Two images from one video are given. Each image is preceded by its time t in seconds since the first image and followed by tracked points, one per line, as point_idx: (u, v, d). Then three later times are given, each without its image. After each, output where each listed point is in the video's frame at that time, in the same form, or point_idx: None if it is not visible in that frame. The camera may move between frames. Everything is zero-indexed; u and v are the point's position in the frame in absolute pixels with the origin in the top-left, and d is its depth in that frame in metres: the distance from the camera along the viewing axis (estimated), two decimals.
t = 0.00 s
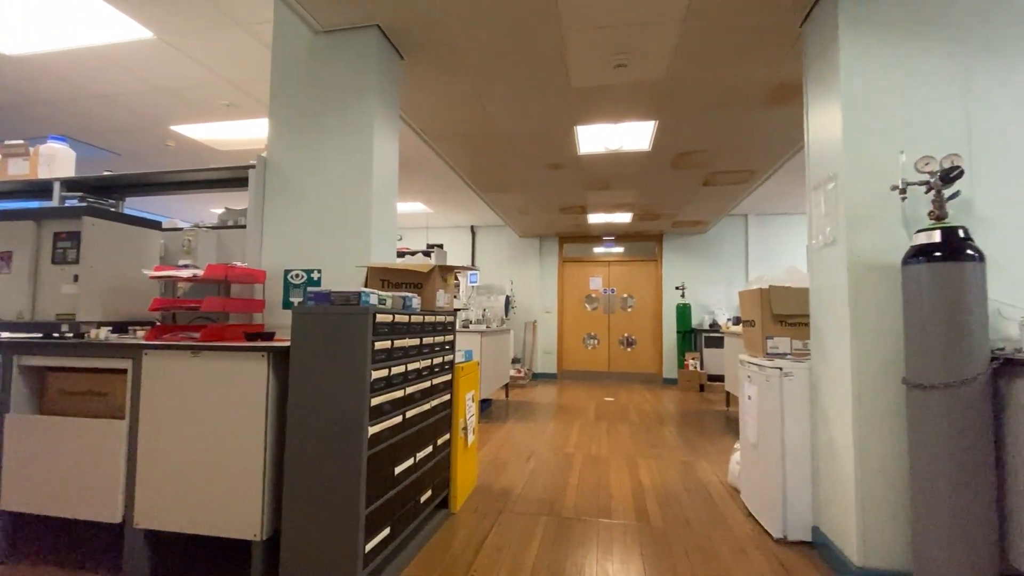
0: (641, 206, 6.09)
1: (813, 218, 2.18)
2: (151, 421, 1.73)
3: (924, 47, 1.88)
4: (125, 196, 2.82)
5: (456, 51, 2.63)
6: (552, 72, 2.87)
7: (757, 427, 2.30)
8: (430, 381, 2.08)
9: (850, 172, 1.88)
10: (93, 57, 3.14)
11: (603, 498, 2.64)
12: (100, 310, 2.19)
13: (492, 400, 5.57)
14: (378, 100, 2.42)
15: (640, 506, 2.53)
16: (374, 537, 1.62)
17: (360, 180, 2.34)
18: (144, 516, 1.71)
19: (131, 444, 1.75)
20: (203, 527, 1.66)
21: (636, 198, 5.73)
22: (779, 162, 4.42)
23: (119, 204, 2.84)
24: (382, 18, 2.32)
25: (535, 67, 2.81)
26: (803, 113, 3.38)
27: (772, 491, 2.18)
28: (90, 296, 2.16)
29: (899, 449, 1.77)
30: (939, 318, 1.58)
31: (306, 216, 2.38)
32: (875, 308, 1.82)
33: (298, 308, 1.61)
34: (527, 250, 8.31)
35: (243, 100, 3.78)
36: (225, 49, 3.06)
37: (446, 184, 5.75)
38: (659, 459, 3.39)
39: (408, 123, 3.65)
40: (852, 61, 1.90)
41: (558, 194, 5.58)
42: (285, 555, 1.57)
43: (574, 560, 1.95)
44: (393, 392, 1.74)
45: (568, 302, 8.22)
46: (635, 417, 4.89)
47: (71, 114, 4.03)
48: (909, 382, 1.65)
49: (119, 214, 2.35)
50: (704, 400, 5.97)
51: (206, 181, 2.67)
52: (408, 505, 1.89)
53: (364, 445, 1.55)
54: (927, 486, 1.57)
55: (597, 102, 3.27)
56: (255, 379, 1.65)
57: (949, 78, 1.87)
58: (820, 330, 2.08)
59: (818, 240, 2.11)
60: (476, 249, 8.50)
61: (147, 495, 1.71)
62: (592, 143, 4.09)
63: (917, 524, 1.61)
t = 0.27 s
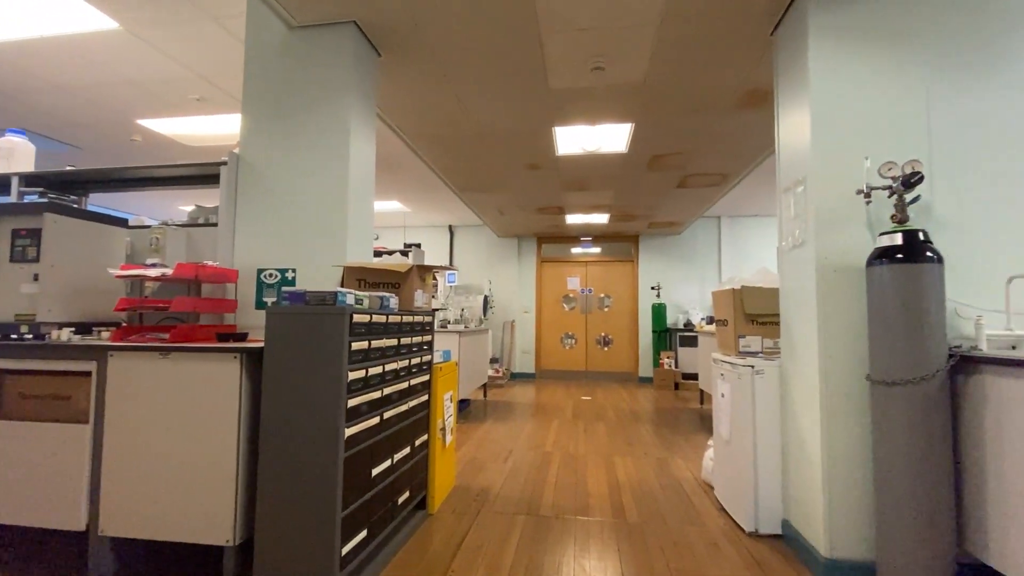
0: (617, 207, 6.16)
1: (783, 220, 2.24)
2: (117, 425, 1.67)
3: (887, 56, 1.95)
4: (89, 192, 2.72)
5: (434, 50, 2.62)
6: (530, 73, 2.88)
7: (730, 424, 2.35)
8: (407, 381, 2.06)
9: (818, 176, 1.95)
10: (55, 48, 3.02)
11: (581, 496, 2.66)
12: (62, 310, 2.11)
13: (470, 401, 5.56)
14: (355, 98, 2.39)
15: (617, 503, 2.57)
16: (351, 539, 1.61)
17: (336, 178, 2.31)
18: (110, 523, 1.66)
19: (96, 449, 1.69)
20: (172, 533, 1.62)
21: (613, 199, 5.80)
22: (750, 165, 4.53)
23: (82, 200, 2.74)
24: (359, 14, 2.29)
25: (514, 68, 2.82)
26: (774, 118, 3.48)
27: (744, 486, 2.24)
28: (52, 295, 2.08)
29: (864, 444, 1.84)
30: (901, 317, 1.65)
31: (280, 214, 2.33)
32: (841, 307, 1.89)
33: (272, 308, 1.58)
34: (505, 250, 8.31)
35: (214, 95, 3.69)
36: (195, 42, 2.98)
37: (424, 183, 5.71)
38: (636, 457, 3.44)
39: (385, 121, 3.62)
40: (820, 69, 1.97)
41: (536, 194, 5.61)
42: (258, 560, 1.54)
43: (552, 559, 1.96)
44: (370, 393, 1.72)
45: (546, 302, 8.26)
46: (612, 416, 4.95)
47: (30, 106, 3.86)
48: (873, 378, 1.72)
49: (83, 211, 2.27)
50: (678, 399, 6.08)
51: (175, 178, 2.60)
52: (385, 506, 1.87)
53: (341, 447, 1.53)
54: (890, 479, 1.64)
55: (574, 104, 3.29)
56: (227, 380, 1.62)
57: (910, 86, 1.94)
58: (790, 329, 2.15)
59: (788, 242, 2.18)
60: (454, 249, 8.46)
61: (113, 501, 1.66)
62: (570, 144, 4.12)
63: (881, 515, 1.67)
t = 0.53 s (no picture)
0: (596, 208, 6.21)
1: (756, 222, 2.30)
2: (82, 429, 1.62)
3: (854, 65, 2.02)
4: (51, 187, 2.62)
5: (412, 48, 2.60)
6: (510, 73, 2.89)
7: (705, 422, 2.40)
8: (385, 382, 2.04)
9: (789, 179, 2.01)
10: (14, 37, 2.90)
11: (559, 494, 2.68)
12: (23, 310, 2.03)
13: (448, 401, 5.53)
14: (332, 95, 2.36)
15: (595, 500, 2.60)
16: (328, 542, 1.58)
17: (313, 176, 2.28)
18: (75, 530, 1.61)
19: (61, 454, 1.64)
20: (142, 539, 1.57)
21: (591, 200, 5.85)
22: (725, 168, 4.63)
23: (44, 196, 2.64)
24: (336, 10, 2.26)
25: (493, 68, 2.82)
26: (747, 122, 3.56)
27: (718, 482, 2.29)
28: (12, 295, 2.00)
29: (832, 439, 1.90)
30: (866, 317, 1.71)
31: (255, 212, 2.29)
32: (811, 307, 1.95)
33: (246, 309, 1.55)
34: (484, 250, 8.30)
35: (185, 89, 3.59)
36: (165, 34, 2.89)
37: (402, 182, 5.66)
38: (613, 455, 3.48)
39: (363, 119, 3.58)
40: (792, 75, 2.02)
41: (515, 194, 5.62)
42: (231, 566, 1.50)
43: (530, 558, 1.97)
44: (348, 394, 1.70)
45: (525, 301, 8.28)
46: (590, 414, 4.99)
47: None
48: (840, 376, 1.78)
49: (45, 207, 2.18)
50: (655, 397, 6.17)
51: (144, 174, 2.52)
52: (363, 508, 1.85)
53: (318, 448, 1.51)
54: (857, 472, 1.70)
55: (553, 105, 3.31)
56: (199, 382, 1.58)
57: (876, 93, 2.01)
58: (762, 328, 2.20)
59: (760, 243, 2.23)
60: (433, 249, 8.41)
61: (78, 508, 1.61)
62: (549, 145, 4.14)
63: (848, 508, 1.73)
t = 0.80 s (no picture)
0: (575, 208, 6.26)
1: (731, 223, 2.35)
2: (47, 434, 1.56)
3: (825, 72, 2.08)
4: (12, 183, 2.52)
5: (392, 46, 2.58)
6: (490, 73, 2.89)
7: (682, 419, 2.44)
8: (364, 383, 2.02)
9: (763, 183, 2.06)
10: None
11: (539, 493, 2.70)
12: None
13: (428, 402, 5.50)
14: (309, 92, 2.33)
15: (574, 499, 2.62)
16: (306, 545, 1.56)
17: (290, 174, 2.24)
18: (40, 539, 1.55)
19: (24, 460, 1.57)
20: (111, 547, 1.53)
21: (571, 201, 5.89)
22: (701, 170, 4.72)
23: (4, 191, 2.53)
24: (314, 6, 2.23)
25: (474, 68, 2.82)
26: (723, 126, 3.64)
27: (695, 478, 2.33)
28: None
29: (804, 435, 1.95)
30: (836, 316, 1.76)
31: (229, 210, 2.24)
32: (784, 307, 2.00)
33: (220, 309, 1.52)
34: (464, 250, 8.28)
35: (156, 83, 3.49)
36: (134, 26, 2.81)
37: (381, 181, 5.60)
38: (592, 453, 3.52)
39: (341, 117, 3.53)
40: (766, 81, 2.08)
41: (495, 194, 5.62)
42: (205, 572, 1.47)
43: (510, 557, 1.98)
44: (326, 395, 1.68)
45: (505, 301, 8.29)
46: (569, 414, 5.03)
47: None
48: (812, 374, 1.83)
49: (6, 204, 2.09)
50: (634, 396, 6.24)
51: (112, 170, 2.45)
52: (341, 511, 1.83)
53: (295, 451, 1.49)
54: (827, 467, 1.75)
55: (533, 106, 3.33)
56: (172, 384, 1.54)
57: (846, 100, 2.08)
58: (737, 328, 2.25)
59: (735, 245, 2.28)
60: (412, 248, 8.35)
61: (43, 516, 1.55)
62: (529, 146, 4.16)
63: (819, 501, 1.78)
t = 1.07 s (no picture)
0: (556, 208, 6.29)
1: (707, 225, 2.40)
2: (9, 439, 1.50)
3: (798, 78, 2.14)
4: None
5: (371, 43, 2.55)
6: (471, 73, 2.88)
7: (660, 417, 2.48)
8: (343, 384, 2.00)
9: (738, 185, 2.10)
10: None
11: (519, 493, 2.70)
12: None
13: (408, 402, 5.46)
14: (286, 89, 2.29)
15: (555, 498, 2.63)
16: (283, 549, 1.54)
17: (266, 172, 2.20)
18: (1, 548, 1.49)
19: None
20: (78, 555, 1.48)
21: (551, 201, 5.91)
22: (679, 172, 4.80)
23: None
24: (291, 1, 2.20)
25: (454, 67, 2.81)
26: (700, 129, 3.70)
27: (672, 475, 2.37)
28: None
29: (777, 431, 2.00)
30: (807, 316, 1.81)
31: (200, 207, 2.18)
32: (759, 307, 2.05)
33: (194, 309, 1.48)
34: (444, 249, 8.24)
35: (125, 76, 3.38)
36: (102, 16, 2.72)
37: (360, 179, 5.54)
38: (572, 452, 3.54)
39: (319, 114, 3.48)
40: (742, 85, 2.12)
41: (476, 194, 5.61)
42: None
43: (491, 556, 1.98)
44: (303, 397, 1.66)
45: (485, 301, 8.28)
46: (549, 413, 5.05)
47: None
48: (785, 372, 1.88)
49: None
50: (613, 394, 6.30)
51: (78, 165, 2.36)
52: (319, 514, 1.81)
53: (272, 453, 1.46)
54: (798, 462, 1.80)
55: (514, 106, 3.33)
56: (143, 387, 1.50)
57: (818, 105, 2.14)
58: (714, 327, 2.30)
59: (712, 246, 2.33)
60: (392, 248, 8.28)
61: (5, 524, 1.49)
62: (509, 146, 4.16)
63: (790, 496, 1.83)
